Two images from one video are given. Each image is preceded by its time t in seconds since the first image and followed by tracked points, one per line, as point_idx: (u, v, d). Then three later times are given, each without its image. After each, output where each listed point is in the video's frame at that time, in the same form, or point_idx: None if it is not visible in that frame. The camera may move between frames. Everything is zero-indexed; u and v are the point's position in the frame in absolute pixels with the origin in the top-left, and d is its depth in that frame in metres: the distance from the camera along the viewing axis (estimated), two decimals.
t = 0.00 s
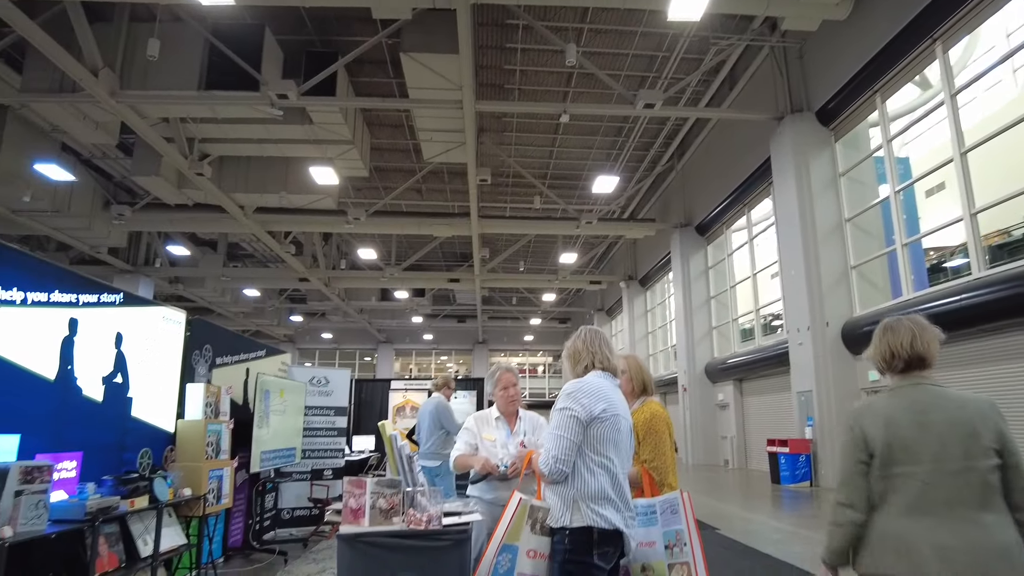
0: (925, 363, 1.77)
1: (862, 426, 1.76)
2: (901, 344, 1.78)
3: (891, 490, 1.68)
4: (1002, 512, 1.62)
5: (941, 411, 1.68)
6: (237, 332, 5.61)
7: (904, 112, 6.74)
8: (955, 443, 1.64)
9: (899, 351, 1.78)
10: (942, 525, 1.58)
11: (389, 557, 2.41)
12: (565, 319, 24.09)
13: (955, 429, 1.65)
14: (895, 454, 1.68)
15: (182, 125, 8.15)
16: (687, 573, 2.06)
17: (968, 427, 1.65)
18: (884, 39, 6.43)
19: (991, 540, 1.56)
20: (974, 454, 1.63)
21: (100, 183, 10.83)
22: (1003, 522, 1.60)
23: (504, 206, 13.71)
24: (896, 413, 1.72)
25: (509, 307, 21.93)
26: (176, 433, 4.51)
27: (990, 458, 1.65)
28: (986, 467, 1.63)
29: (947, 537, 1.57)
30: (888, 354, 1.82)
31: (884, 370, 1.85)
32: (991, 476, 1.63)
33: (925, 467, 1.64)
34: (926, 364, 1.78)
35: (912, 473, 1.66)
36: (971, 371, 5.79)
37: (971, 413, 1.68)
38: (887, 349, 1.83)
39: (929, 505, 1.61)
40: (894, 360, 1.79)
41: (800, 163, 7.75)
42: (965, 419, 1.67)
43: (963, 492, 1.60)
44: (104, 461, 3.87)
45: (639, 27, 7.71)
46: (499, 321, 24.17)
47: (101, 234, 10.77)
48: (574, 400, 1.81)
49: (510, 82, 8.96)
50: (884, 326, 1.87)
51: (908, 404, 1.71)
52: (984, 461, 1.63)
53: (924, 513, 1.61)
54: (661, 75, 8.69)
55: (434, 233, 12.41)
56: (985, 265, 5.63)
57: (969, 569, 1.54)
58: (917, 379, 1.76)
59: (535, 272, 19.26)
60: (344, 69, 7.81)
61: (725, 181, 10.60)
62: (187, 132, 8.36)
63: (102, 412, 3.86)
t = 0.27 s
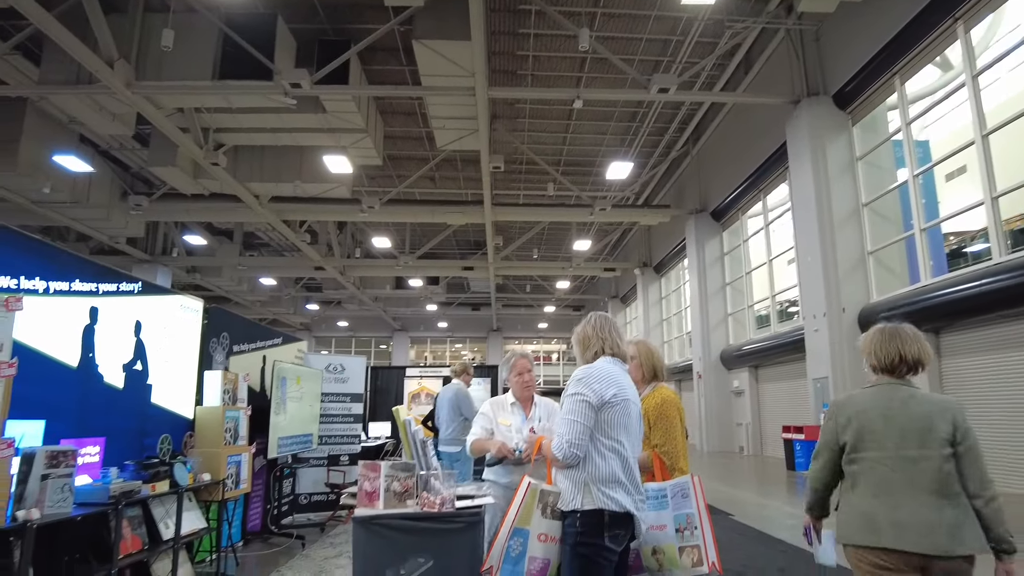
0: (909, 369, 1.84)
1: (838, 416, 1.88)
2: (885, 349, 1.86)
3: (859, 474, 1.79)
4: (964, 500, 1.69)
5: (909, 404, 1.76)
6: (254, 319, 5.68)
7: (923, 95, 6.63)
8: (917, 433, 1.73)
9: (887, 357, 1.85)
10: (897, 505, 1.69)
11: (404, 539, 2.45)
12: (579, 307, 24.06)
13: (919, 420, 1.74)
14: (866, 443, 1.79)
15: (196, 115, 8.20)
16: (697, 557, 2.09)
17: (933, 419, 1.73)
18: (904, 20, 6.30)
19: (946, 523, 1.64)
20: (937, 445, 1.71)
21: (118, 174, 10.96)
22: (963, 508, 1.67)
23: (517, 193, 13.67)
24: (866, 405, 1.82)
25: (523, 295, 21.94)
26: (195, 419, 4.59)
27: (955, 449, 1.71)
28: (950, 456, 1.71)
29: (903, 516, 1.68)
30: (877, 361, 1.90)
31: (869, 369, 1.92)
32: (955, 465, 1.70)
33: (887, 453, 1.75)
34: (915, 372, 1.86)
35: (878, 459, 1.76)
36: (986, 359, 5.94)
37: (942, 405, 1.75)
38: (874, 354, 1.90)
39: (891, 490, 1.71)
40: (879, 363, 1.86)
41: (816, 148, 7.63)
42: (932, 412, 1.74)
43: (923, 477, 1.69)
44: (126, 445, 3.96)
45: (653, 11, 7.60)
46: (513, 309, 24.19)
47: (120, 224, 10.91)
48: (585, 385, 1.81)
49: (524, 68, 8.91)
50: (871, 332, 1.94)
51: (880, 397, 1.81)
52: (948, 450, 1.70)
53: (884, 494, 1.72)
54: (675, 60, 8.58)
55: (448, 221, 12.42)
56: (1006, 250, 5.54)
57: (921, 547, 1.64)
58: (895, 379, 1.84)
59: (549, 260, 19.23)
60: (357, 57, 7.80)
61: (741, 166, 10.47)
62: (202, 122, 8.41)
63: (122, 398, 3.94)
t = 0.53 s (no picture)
0: (897, 359, 2.06)
1: (834, 397, 2.06)
2: (878, 340, 2.07)
3: (852, 449, 1.98)
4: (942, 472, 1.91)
5: (898, 387, 1.97)
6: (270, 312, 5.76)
7: (944, 81, 6.52)
8: (905, 412, 1.93)
9: (880, 348, 2.06)
10: (889, 474, 1.89)
11: (415, 528, 2.58)
12: (594, 298, 24.02)
13: (908, 401, 1.95)
14: (858, 422, 1.98)
15: (212, 109, 8.28)
16: (706, 547, 2.08)
17: (920, 401, 1.94)
18: (925, 5, 6.18)
19: (929, 489, 1.85)
20: (922, 423, 1.92)
21: (136, 169, 11.10)
22: (943, 478, 1.89)
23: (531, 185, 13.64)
24: (862, 387, 2.01)
25: (538, 287, 21.94)
26: (212, 411, 4.66)
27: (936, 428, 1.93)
28: (933, 433, 1.93)
29: (893, 483, 1.87)
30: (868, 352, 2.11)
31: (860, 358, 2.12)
32: (936, 442, 1.93)
33: (880, 428, 1.95)
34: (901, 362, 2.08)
35: (871, 435, 1.95)
36: (998, 350, 5.93)
37: (924, 390, 1.97)
38: (867, 344, 2.10)
39: (881, 462, 1.91)
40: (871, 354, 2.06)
41: (833, 136, 7.50)
42: (918, 395, 1.96)
43: (910, 451, 1.90)
44: (144, 437, 4.03)
45: None
46: (528, 300, 24.20)
47: (139, 218, 11.07)
48: (594, 376, 1.80)
49: (538, 59, 8.86)
50: (866, 324, 2.13)
51: (872, 382, 2.02)
52: (932, 429, 1.92)
53: (878, 465, 1.92)
54: (690, 48, 8.48)
55: (462, 213, 12.43)
56: None
57: (907, 511, 1.84)
58: (885, 368, 2.05)
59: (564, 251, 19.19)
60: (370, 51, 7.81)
61: (757, 155, 10.34)
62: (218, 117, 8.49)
63: (141, 390, 4.02)
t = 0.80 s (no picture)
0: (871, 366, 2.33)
1: (822, 402, 2.30)
2: (856, 350, 2.32)
3: (838, 449, 2.22)
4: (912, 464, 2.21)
5: (875, 392, 2.24)
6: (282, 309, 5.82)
7: (961, 71, 6.42)
8: (884, 415, 2.21)
9: (859, 357, 2.30)
10: (877, 469, 2.14)
11: (421, 523, 2.61)
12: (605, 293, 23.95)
13: (886, 405, 2.22)
14: (843, 424, 2.23)
15: (225, 107, 8.34)
16: (710, 542, 2.08)
17: (896, 404, 2.22)
18: None
19: (909, 481, 2.13)
20: (897, 424, 2.20)
21: (151, 167, 11.22)
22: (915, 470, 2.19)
23: (542, 180, 13.60)
24: (846, 394, 2.27)
25: (549, 282, 21.91)
26: (225, 407, 4.72)
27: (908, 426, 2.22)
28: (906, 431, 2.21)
29: (881, 479, 2.13)
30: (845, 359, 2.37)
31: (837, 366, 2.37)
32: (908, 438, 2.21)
33: (864, 430, 2.20)
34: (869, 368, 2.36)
35: (855, 436, 2.21)
36: (1018, 345, 5.88)
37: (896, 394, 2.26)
38: (844, 353, 2.36)
39: (866, 459, 2.17)
40: (852, 362, 2.31)
41: (846, 129, 7.41)
42: (892, 399, 2.23)
43: (890, 448, 2.17)
44: (160, 432, 4.08)
45: None
46: (539, 295, 24.18)
47: (154, 216, 11.19)
48: (599, 373, 1.80)
49: (549, 53, 8.82)
50: (841, 335, 2.39)
51: (853, 388, 2.27)
52: (905, 427, 2.20)
53: (866, 463, 2.17)
54: (701, 41, 8.40)
55: (473, 209, 12.43)
56: None
57: (891, 503, 2.11)
58: (863, 374, 2.31)
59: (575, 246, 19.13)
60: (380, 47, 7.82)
61: (770, 148, 10.24)
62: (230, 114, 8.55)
63: (155, 386, 4.07)
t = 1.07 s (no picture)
0: (839, 360, 2.59)
1: (793, 396, 2.59)
2: (824, 346, 2.59)
3: (807, 437, 2.50)
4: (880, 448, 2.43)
5: (840, 384, 2.50)
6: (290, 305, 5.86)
7: (974, 64, 6.34)
8: (848, 404, 2.45)
9: (824, 353, 2.57)
10: (840, 454, 2.40)
11: (424, 517, 2.57)
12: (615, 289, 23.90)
13: (850, 395, 2.46)
14: (812, 415, 2.50)
15: (234, 105, 8.40)
16: (714, 538, 2.08)
17: (859, 393, 2.46)
18: None
19: (871, 464, 2.37)
20: (862, 411, 2.44)
21: (161, 165, 11.31)
22: (881, 455, 2.41)
23: (550, 176, 13.58)
24: (814, 387, 2.54)
25: (559, 278, 21.89)
26: (234, 403, 4.76)
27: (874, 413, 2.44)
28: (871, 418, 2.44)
29: (844, 462, 2.39)
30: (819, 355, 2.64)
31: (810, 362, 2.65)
32: (874, 424, 2.44)
33: (831, 419, 2.46)
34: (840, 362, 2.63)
35: (822, 424, 2.47)
36: None
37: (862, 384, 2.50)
38: (815, 349, 2.63)
39: (832, 445, 2.43)
40: (819, 358, 2.58)
41: (856, 123, 7.35)
42: (857, 389, 2.48)
43: (854, 434, 2.41)
44: (169, 428, 4.12)
45: None
46: (549, 292, 24.16)
47: (165, 214, 11.29)
48: (603, 369, 1.80)
49: (557, 49, 8.80)
50: (812, 333, 2.66)
51: (820, 381, 2.55)
52: (870, 414, 2.43)
53: (831, 449, 2.43)
54: (710, 36, 8.35)
55: (482, 205, 12.44)
56: None
57: (854, 484, 2.36)
58: (831, 368, 2.57)
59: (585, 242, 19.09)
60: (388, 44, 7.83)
61: (779, 143, 10.17)
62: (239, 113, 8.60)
63: (164, 382, 4.11)
